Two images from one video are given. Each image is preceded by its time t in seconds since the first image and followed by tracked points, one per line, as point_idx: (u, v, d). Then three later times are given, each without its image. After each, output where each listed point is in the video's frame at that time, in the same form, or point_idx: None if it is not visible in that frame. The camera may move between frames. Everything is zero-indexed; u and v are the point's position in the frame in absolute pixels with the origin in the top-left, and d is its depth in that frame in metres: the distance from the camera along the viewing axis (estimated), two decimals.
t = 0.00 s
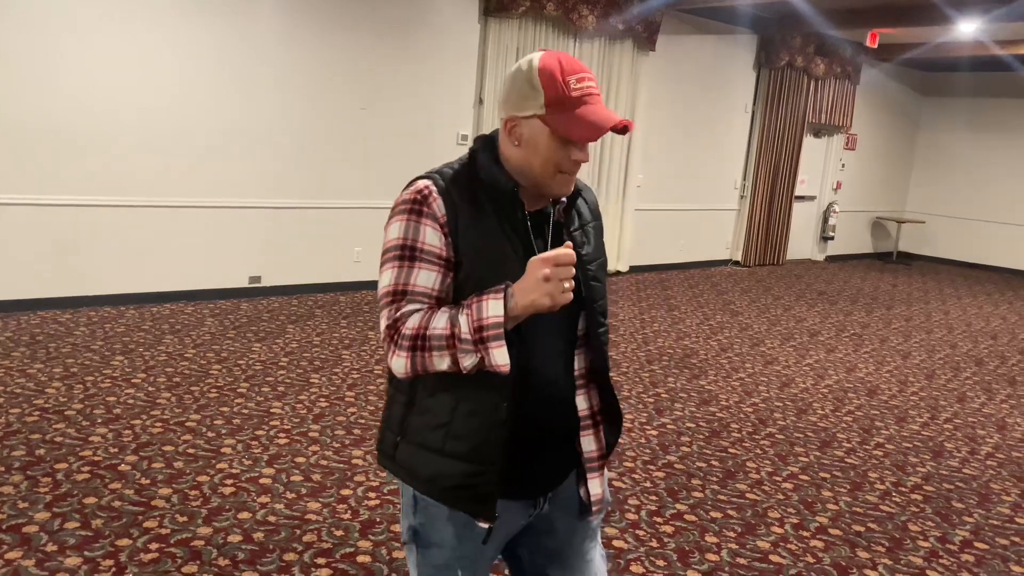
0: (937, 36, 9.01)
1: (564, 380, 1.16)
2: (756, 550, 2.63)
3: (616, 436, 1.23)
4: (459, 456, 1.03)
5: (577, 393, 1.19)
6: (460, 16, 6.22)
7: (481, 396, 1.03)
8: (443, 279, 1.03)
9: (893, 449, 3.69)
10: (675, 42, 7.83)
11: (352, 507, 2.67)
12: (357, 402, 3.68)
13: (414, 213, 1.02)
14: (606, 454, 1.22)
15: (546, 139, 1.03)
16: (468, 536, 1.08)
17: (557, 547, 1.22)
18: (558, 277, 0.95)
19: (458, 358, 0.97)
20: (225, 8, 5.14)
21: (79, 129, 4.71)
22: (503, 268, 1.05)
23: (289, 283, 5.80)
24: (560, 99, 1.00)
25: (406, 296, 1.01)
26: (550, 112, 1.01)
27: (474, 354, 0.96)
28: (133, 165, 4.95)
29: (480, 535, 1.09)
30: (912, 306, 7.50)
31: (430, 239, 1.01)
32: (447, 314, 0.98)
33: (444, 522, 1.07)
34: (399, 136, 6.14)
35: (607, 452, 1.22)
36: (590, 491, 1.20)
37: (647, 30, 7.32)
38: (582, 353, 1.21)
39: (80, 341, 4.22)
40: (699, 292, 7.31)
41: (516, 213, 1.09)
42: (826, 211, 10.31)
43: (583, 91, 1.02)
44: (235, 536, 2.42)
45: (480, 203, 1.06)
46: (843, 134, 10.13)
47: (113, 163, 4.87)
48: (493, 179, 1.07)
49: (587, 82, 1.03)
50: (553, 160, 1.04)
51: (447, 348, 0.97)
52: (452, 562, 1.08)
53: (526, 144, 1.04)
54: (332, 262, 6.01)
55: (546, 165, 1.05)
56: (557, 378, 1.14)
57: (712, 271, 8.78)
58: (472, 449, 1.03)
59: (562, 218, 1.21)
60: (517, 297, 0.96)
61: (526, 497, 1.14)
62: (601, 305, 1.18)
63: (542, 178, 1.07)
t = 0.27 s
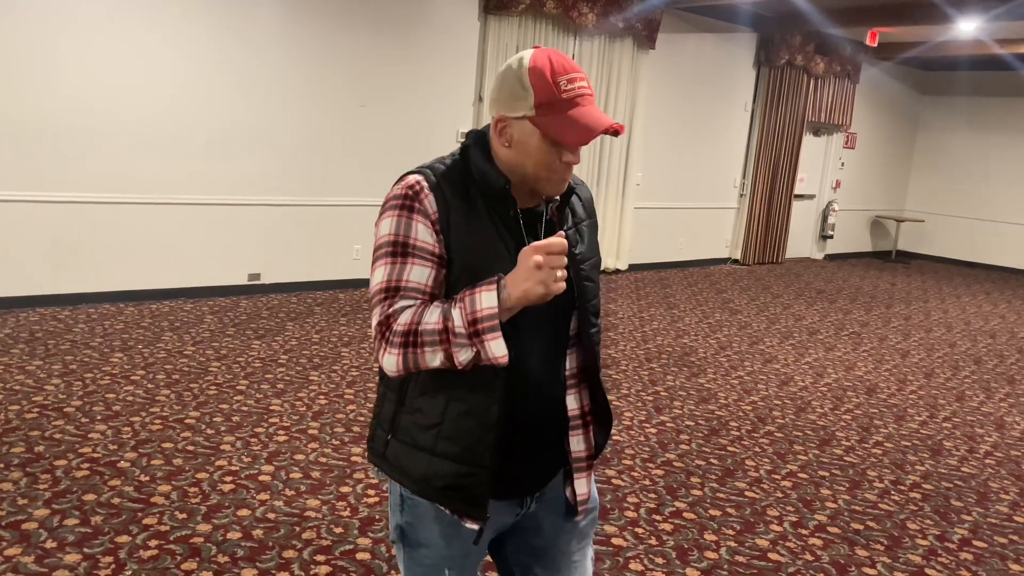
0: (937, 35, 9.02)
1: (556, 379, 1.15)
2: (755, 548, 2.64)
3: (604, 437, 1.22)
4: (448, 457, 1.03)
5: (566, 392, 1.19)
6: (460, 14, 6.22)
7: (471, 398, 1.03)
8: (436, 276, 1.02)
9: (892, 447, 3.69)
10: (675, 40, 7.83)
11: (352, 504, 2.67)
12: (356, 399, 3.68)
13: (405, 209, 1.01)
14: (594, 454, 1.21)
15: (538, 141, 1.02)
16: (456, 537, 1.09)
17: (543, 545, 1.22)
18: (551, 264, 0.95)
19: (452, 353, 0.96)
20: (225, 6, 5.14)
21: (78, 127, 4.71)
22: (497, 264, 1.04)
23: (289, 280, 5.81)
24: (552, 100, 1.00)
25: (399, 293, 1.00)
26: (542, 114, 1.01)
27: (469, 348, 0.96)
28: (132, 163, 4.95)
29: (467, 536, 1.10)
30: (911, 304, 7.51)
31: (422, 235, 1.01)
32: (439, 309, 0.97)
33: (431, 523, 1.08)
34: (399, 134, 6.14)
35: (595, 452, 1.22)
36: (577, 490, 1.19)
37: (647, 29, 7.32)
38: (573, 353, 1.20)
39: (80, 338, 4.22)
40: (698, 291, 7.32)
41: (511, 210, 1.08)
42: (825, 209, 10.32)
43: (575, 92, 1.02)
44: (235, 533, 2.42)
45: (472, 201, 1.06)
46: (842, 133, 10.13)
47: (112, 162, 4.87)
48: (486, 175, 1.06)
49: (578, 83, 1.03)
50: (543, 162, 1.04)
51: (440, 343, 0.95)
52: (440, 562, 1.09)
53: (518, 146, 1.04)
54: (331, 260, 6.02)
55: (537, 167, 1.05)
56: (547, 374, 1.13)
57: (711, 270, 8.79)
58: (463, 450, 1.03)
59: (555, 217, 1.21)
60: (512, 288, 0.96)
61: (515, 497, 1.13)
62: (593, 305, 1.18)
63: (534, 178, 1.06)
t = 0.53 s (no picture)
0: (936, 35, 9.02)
1: (551, 371, 1.15)
2: (754, 547, 2.64)
3: (602, 428, 1.22)
4: (444, 442, 1.01)
5: (562, 384, 1.17)
6: (460, 12, 6.22)
7: (468, 391, 1.01)
8: (450, 257, 1.00)
9: (890, 446, 3.70)
10: (675, 39, 7.83)
11: (351, 502, 2.67)
12: (355, 397, 3.68)
13: (424, 188, 0.99)
14: (592, 446, 1.21)
15: (541, 145, 1.01)
16: (447, 532, 1.10)
17: (541, 541, 1.22)
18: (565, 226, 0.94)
19: (471, 326, 0.94)
20: (225, 4, 5.14)
21: (76, 124, 4.71)
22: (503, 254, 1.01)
23: (288, 278, 5.81)
24: (557, 106, 0.99)
25: (414, 272, 0.98)
26: (546, 118, 0.99)
27: (488, 321, 0.94)
28: (130, 161, 4.95)
29: (459, 533, 1.10)
30: (909, 304, 7.52)
31: (441, 217, 0.99)
32: (456, 284, 0.95)
33: (423, 519, 1.09)
34: (398, 132, 6.14)
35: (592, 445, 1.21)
36: (573, 484, 1.18)
37: (647, 28, 7.32)
38: (568, 345, 1.19)
39: (79, 335, 4.22)
40: (697, 290, 7.32)
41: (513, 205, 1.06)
42: (824, 208, 10.32)
43: (582, 96, 1.00)
44: (234, 531, 2.42)
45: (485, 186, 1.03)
46: (841, 132, 10.14)
47: (111, 159, 4.87)
48: (497, 164, 1.04)
49: (586, 89, 1.01)
50: (546, 167, 1.03)
51: (459, 318, 0.94)
52: (432, 558, 1.10)
53: (521, 147, 1.02)
54: (330, 258, 6.02)
55: (539, 172, 1.03)
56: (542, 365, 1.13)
57: (710, 269, 8.79)
58: (460, 437, 1.01)
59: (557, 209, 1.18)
60: (530, 255, 0.95)
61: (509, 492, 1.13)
62: (592, 296, 1.16)
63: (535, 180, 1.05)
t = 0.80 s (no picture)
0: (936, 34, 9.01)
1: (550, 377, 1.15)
2: (752, 546, 2.64)
3: (602, 432, 1.21)
4: (446, 446, 1.00)
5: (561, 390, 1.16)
6: (459, 11, 6.22)
7: (465, 393, 1.00)
8: (445, 262, 1.00)
9: (889, 445, 3.70)
10: (674, 38, 7.83)
11: (349, 501, 2.67)
12: (354, 396, 3.68)
13: (415, 193, 0.98)
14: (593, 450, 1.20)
15: (540, 144, 1.01)
16: (446, 533, 1.08)
17: (537, 543, 1.22)
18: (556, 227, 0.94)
19: (464, 331, 0.94)
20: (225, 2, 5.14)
21: (75, 123, 4.71)
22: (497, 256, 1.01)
23: (287, 277, 5.81)
24: (558, 105, 0.99)
25: (407, 278, 0.97)
26: (546, 117, 0.99)
27: (482, 324, 0.94)
28: (129, 160, 4.94)
29: (455, 533, 1.09)
30: (908, 303, 7.53)
31: (433, 221, 0.98)
32: (448, 288, 0.94)
33: (418, 520, 1.08)
34: (397, 131, 6.13)
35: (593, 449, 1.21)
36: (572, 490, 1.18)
37: (646, 27, 7.32)
38: (567, 350, 1.18)
39: (77, 334, 4.21)
40: (696, 289, 7.32)
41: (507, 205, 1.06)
42: (823, 208, 10.32)
43: (582, 96, 1.00)
44: (233, 530, 2.42)
45: (482, 188, 1.03)
46: (841, 131, 10.14)
47: (110, 158, 4.87)
48: (491, 165, 1.04)
49: (588, 89, 1.02)
50: (543, 165, 1.03)
51: (452, 323, 0.94)
52: (429, 559, 1.09)
53: (518, 145, 1.02)
54: (330, 257, 6.01)
55: (536, 170, 1.03)
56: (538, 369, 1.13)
57: (709, 268, 8.79)
58: (462, 440, 1.00)
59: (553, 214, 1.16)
60: (521, 258, 0.94)
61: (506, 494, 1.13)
62: (591, 303, 1.15)
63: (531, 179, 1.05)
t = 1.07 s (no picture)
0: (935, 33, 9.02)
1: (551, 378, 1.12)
2: (750, 544, 2.64)
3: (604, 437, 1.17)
4: (460, 444, 1.00)
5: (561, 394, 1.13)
6: (458, 10, 6.22)
7: (473, 390, 1.00)
8: (452, 256, 0.98)
9: (887, 444, 3.71)
10: (673, 37, 7.83)
11: (348, 499, 2.68)
12: (352, 395, 3.68)
13: (418, 189, 0.97)
14: (594, 457, 1.16)
15: (516, 120, 0.96)
16: (446, 536, 1.06)
17: (533, 549, 1.18)
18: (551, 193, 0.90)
19: (476, 312, 0.90)
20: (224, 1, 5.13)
21: (74, 122, 4.70)
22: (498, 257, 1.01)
23: (286, 276, 5.81)
24: (530, 79, 0.95)
25: (415, 272, 0.95)
26: (519, 92, 0.95)
27: (493, 303, 0.90)
28: (128, 159, 4.94)
29: (453, 534, 1.06)
30: (906, 302, 7.54)
31: (439, 216, 0.97)
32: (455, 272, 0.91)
33: (417, 519, 1.05)
34: (396, 130, 6.13)
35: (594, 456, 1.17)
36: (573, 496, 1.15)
37: (645, 26, 7.32)
38: (567, 353, 1.14)
39: (76, 333, 4.21)
40: (694, 288, 7.32)
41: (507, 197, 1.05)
42: (822, 207, 10.32)
43: (557, 68, 0.96)
44: (231, 528, 2.42)
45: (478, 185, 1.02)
46: (839, 131, 10.14)
47: (108, 157, 4.86)
48: (485, 159, 1.02)
49: (565, 64, 0.97)
50: (519, 139, 0.97)
51: (462, 305, 0.90)
52: (427, 559, 1.06)
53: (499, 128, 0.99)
54: (328, 256, 6.01)
55: (513, 145, 0.98)
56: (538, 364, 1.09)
57: (708, 267, 8.79)
58: (474, 438, 1.01)
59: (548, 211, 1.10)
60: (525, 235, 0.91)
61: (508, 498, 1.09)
62: (590, 303, 1.12)
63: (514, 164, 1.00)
